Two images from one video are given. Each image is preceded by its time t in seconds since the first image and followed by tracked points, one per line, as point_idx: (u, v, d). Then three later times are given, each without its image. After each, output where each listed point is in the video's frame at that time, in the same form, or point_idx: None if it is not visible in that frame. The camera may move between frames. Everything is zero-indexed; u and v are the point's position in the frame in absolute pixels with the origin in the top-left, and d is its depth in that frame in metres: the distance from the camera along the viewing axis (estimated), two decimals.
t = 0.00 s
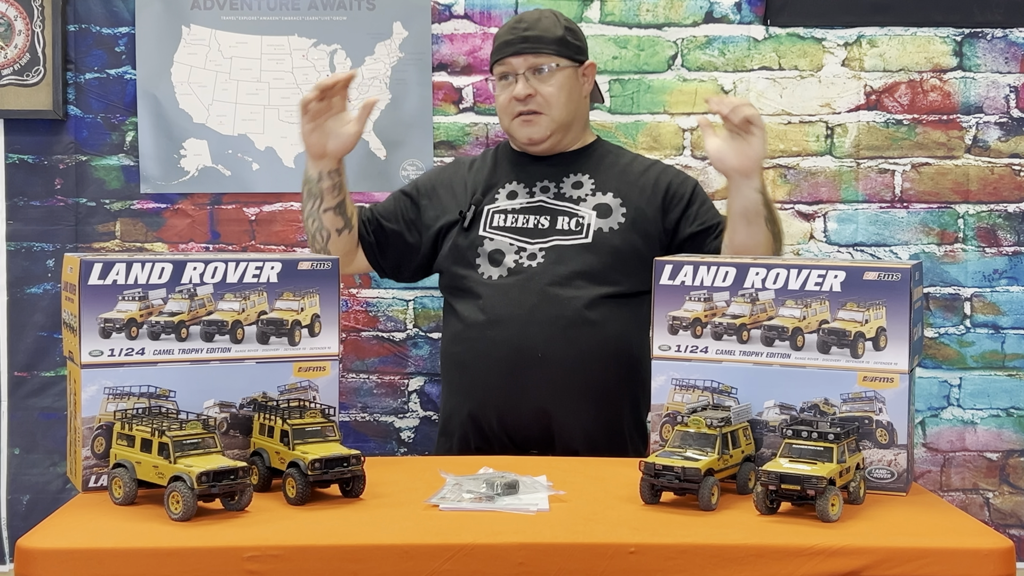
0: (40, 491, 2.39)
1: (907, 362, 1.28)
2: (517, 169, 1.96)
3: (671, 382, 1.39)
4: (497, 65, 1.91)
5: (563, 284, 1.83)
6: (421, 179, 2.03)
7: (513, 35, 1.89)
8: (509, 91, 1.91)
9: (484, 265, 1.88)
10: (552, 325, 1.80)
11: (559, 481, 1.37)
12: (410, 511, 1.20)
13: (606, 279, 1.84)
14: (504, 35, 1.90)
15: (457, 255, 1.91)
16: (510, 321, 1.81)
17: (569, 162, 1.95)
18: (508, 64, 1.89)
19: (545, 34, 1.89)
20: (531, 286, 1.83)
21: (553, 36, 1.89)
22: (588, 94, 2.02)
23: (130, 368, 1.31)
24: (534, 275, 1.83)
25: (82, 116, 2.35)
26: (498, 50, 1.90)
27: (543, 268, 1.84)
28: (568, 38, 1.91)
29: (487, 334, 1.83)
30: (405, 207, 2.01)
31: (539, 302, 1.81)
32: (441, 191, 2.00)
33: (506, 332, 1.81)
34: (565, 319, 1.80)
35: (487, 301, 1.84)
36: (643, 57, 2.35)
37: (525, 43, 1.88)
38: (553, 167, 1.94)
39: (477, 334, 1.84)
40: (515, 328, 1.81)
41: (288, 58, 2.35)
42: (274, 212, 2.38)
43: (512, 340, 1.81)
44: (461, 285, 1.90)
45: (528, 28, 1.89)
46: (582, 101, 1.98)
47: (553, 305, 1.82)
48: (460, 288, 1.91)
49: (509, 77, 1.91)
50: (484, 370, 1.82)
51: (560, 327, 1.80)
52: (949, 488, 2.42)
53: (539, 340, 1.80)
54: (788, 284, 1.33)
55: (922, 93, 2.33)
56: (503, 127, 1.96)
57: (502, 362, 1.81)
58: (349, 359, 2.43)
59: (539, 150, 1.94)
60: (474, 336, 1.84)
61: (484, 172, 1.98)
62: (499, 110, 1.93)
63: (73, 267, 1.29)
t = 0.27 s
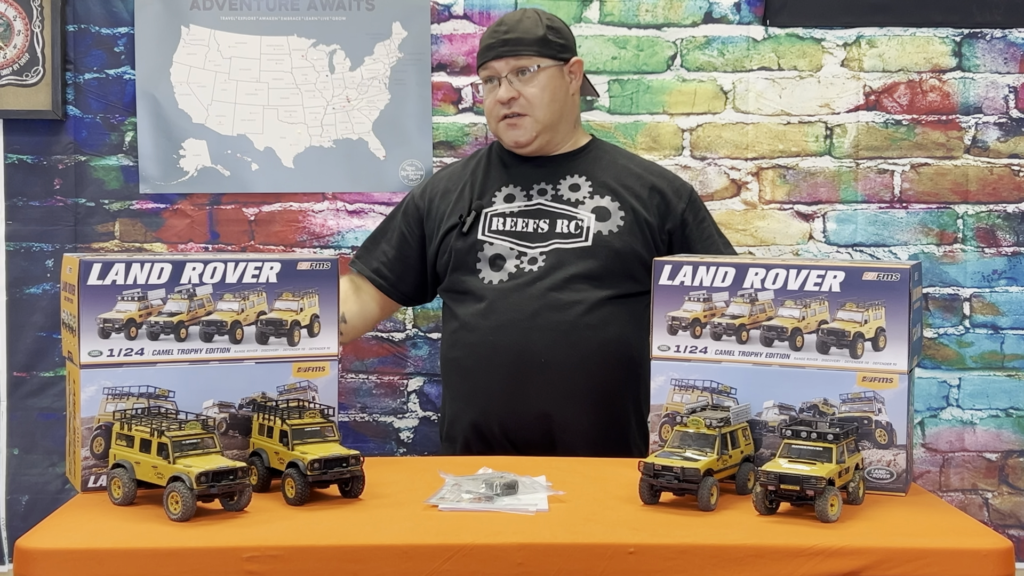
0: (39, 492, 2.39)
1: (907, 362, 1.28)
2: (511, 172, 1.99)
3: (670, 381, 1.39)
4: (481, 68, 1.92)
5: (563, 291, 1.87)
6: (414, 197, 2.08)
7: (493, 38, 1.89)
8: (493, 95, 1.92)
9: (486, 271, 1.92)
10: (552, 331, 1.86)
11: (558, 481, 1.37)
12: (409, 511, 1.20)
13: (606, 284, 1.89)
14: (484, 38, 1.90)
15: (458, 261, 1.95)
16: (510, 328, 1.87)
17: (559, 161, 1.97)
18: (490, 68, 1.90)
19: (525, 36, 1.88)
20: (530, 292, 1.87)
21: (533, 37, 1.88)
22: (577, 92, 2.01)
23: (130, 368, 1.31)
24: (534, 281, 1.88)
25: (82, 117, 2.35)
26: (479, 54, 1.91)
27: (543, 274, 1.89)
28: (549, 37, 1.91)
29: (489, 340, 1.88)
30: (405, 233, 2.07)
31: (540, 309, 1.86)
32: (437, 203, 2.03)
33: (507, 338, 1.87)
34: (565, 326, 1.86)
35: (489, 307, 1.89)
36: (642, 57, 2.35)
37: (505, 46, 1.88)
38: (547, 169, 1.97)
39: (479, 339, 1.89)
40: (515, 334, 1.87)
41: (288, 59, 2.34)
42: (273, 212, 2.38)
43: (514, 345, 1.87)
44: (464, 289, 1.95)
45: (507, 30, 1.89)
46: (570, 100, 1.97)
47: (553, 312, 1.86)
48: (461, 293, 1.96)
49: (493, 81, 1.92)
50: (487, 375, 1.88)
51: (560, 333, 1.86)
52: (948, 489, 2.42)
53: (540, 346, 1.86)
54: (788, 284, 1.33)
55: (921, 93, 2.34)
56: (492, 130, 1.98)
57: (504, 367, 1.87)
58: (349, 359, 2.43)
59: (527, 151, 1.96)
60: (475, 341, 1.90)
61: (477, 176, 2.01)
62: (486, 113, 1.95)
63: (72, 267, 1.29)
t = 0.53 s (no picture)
0: (40, 492, 2.39)
1: (908, 362, 1.28)
2: (507, 176, 2.00)
3: (671, 381, 1.39)
4: (481, 63, 1.94)
5: (567, 295, 1.90)
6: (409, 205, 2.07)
7: (495, 34, 1.91)
8: (493, 91, 1.95)
9: (487, 278, 1.94)
10: (557, 335, 1.88)
11: (559, 481, 1.37)
12: (411, 510, 1.20)
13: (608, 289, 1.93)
14: (487, 34, 1.92)
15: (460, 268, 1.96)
16: (516, 333, 1.89)
17: (554, 163, 1.99)
18: (492, 64, 1.93)
19: (527, 33, 1.91)
20: (535, 298, 1.90)
21: (535, 34, 1.91)
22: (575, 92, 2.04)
23: (130, 368, 1.31)
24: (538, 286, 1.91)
25: (82, 117, 2.35)
26: (480, 50, 1.93)
27: (545, 279, 1.91)
28: (551, 36, 1.94)
29: (495, 346, 1.90)
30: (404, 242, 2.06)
31: (544, 314, 1.89)
32: (434, 208, 2.03)
33: (513, 343, 1.89)
34: (569, 330, 1.88)
35: (494, 312, 1.91)
36: (643, 57, 2.35)
37: (507, 42, 1.90)
38: (543, 174, 1.98)
39: (484, 344, 1.91)
40: (522, 339, 1.89)
41: (288, 58, 2.35)
42: (274, 212, 2.38)
43: (520, 350, 1.89)
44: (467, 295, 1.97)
45: (510, 27, 1.91)
46: (568, 100, 2.01)
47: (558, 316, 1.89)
48: (465, 300, 1.97)
49: (494, 77, 1.94)
50: (494, 380, 1.90)
51: (564, 338, 1.88)
52: (949, 489, 2.42)
53: (546, 350, 1.88)
54: (789, 284, 1.33)
55: (922, 93, 2.33)
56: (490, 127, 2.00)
57: (510, 372, 1.89)
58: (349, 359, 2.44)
59: (525, 150, 1.98)
60: (480, 347, 1.91)
61: (473, 182, 2.01)
62: (485, 111, 1.97)
63: (73, 267, 1.30)
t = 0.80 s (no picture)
0: (39, 492, 2.39)
1: (907, 363, 1.28)
2: (489, 173, 2.00)
3: (670, 382, 1.39)
4: (462, 62, 1.92)
5: (554, 294, 1.90)
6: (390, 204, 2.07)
7: (477, 33, 1.89)
8: (475, 91, 1.92)
9: (472, 276, 1.95)
10: (545, 334, 1.89)
11: (558, 481, 1.37)
12: (411, 510, 1.20)
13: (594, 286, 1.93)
14: (468, 32, 1.90)
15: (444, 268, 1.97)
16: (504, 334, 1.90)
17: (536, 162, 2.00)
18: (473, 63, 1.91)
19: (510, 33, 1.90)
20: (521, 297, 1.90)
21: (518, 34, 1.90)
22: (554, 92, 2.04)
23: (129, 368, 1.31)
24: (524, 285, 1.91)
25: (82, 117, 2.35)
26: (462, 49, 1.91)
27: (530, 275, 1.92)
28: (533, 36, 1.93)
29: (484, 347, 1.91)
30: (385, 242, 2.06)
31: (531, 314, 1.90)
32: (416, 207, 2.04)
33: (501, 344, 1.90)
34: (557, 328, 1.89)
35: (481, 314, 1.92)
36: (642, 57, 2.35)
37: (490, 41, 1.89)
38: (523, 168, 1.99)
39: (472, 345, 1.91)
40: (511, 340, 1.90)
41: (288, 59, 2.34)
42: (273, 213, 2.38)
43: (508, 350, 1.90)
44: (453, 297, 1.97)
45: (492, 26, 1.90)
46: (549, 100, 2.00)
47: (544, 315, 1.90)
48: (449, 299, 1.97)
49: (475, 77, 1.92)
50: (483, 381, 1.91)
51: (551, 336, 1.89)
52: (948, 489, 2.42)
53: (534, 349, 1.89)
54: (788, 284, 1.33)
55: (921, 93, 2.34)
56: (470, 127, 1.98)
57: (498, 372, 1.90)
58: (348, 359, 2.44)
59: (507, 151, 1.97)
60: (467, 348, 1.92)
61: (455, 179, 2.03)
62: (466, 110, 1.95)
63: (72, 267, 1.29)
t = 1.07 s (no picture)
0: (40, 492, 2.39)
1: (908, 363, 1.28)
2: (452, 169, 2.00)
3: (671, 382, 1.39)
4: (427, 58, 1.92)
5: (520, 288, 1.90)
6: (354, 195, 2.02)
7: (444, 29, 1.89)
8: (440, 87, 1.92)
9: (436, 270, 1.93)
10: (511, 327, 1.89)
11: (558, 481, 1.36)
12: (412, 510, 1.21)
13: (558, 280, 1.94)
14: (434, 29, 1.90)
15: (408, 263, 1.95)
16: (470, 328, 1.88)
17: (499, 158, 2.00)
18: (439, 59, 1.90)
19: (476, 29, 1.90)
20: (488, 291, 1.90)
21: (484, 31, 1.90)
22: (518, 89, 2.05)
23: (130, 368, 1.31)
24: (490, 279, 1.91)
25: (83, 117, 2.35)
26: (428, 45, 1.91)
27: (495, 270, 1.91)
28: (499, 33, 1.93)
29: (453, 342, 1.88)
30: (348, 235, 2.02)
31: (498, 307, 1.89)
32: (378, 199, 2.00)
33: (468, 338, 1.88)
34: (523, 322, 1.89)
35: (447, 308, 1.90)
36: (643, 57, 2.35)
37: (456, 38, 1.89)
38: (485, 165, 2.00)
39: (438, 340, 1.89)
40: (480, 334, 1.88)
41: (288, 59, 2.35)
42: (274, 213, 2.38)
43: (475, 344, 1.88)
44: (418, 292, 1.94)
45: (459, 22, 1.90)
46: (514, 97, 2.00)
47: (511, 309, 1.89)
48: (413, 294, 1.95)
49: (441, 73, 1.92)
50: (448, 376, 1.89)
51: (517, 330, 1.89)
52: (949, 489, 2.42)
53: (501, 343, 1.88)
54: (788, 285, 1.33)
55: (922, 93, 2.33)
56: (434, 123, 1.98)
57: (465, 367, 1.88)
58: (349, 359, 2.43)
59: (472, 147, 1.97)
60: (436, 343, 1.89)
61: (418, 174, 2.01)
62: (431, 106, 1.95)
63: (73, 267, 1.29)
